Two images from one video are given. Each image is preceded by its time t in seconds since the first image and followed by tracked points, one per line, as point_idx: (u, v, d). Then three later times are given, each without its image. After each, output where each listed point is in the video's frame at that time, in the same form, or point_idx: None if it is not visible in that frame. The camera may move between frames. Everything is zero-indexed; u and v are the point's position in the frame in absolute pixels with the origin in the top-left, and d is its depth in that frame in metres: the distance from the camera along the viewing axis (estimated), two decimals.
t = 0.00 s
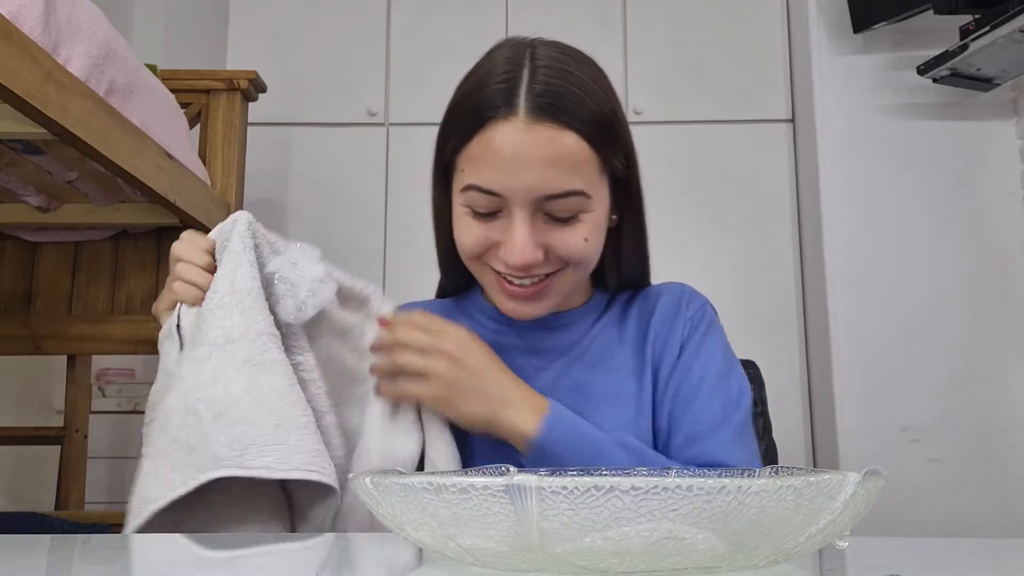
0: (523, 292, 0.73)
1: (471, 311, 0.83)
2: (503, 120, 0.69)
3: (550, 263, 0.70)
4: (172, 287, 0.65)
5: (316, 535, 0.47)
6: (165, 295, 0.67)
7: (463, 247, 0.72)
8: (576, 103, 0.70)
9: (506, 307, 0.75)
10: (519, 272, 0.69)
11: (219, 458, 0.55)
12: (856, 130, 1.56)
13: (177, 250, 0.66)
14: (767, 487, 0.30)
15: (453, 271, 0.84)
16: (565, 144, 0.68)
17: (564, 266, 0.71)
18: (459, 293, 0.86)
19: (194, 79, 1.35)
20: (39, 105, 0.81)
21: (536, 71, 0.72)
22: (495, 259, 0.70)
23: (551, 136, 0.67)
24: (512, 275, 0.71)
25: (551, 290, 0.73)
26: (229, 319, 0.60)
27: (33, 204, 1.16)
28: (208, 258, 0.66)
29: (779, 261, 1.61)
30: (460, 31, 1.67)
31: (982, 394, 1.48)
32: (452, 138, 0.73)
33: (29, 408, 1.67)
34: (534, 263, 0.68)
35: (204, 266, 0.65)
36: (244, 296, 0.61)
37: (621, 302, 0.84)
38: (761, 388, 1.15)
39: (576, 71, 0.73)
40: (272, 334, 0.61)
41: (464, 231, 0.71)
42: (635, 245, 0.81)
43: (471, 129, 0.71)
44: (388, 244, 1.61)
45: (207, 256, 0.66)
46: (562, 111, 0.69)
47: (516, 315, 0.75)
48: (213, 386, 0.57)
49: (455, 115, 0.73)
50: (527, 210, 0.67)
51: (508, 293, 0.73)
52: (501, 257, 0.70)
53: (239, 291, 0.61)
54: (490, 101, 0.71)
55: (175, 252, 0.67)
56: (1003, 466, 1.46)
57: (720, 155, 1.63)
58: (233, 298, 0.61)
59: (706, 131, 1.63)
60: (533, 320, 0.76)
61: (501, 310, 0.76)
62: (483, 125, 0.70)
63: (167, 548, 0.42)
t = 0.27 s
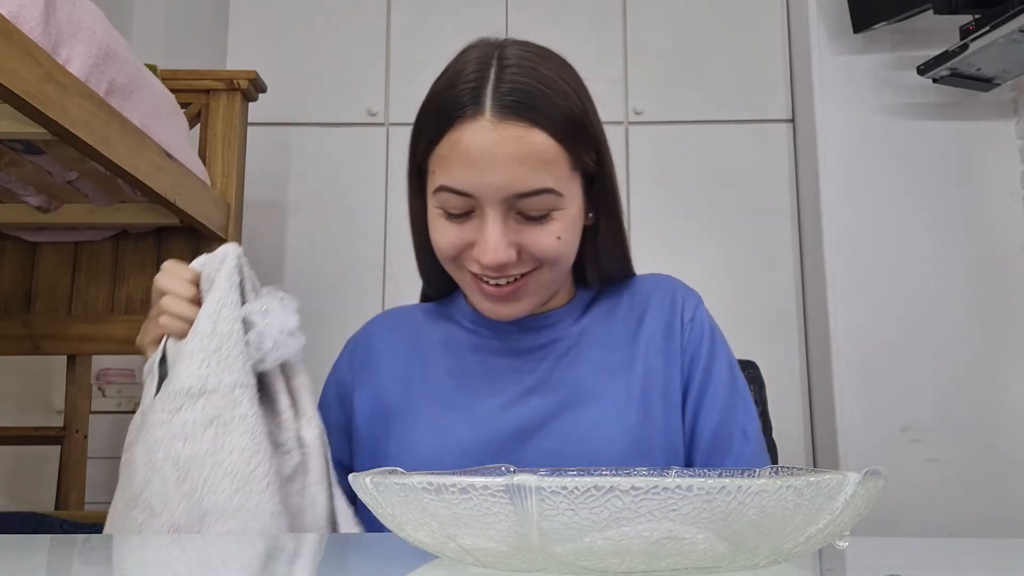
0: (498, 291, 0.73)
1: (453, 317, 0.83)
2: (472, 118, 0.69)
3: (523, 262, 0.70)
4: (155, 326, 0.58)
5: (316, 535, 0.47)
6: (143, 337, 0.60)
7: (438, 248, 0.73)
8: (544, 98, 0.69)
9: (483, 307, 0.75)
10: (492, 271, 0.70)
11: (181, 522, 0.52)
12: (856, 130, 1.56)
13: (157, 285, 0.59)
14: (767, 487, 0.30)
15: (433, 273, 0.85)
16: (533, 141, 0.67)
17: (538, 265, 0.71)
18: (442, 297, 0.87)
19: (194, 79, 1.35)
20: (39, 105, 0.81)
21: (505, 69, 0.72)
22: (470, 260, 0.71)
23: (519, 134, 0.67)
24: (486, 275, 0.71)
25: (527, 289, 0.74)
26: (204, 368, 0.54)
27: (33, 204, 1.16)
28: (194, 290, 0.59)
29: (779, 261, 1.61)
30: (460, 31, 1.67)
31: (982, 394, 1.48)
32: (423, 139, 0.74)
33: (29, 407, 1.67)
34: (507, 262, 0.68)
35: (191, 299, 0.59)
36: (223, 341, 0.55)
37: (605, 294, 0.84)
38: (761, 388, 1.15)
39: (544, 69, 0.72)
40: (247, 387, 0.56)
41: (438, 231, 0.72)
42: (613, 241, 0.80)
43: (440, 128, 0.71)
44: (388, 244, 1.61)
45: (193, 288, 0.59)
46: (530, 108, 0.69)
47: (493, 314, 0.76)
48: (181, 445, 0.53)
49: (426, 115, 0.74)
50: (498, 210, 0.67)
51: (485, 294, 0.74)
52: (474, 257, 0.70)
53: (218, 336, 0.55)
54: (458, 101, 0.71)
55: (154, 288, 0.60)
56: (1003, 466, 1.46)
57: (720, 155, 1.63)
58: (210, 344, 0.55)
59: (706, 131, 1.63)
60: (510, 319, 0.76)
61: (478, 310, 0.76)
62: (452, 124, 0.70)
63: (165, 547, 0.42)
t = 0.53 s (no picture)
0: (487, 294, 0.73)
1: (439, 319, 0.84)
2: (462, 118, 0.69)
3: (512, 265, 0.70)
4: (141, 353, 0.61)
5: (314, 534, 0.47)
6: (128, 361, 0.63)
7: (428, 250, 0.72)
8: (534, 98, 0.70)
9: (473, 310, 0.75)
10: (480, 274, 0.69)
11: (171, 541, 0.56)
12: (856, 130, 1.56)
13: (138, 313, 0.63)
14: (767, 487, 0.30)
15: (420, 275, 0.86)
16: (524, 142, 0.67)
17: (528, 269, 0.71)
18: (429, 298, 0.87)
19: (194, 79, 1.35)
20: (39, 105, 0.81)
21: (495, 69, 0.72)
22: (459, 263, 0.70)
23: (508, 135, 0.67)
24: (475, 278, 0.71)
25: (516, 293, 0.73)
26: (187, 396, 0.59)
27: (33, 204, 1.15)
28: (175, 316, 0.63)
29: (779, 261, 1.61)
30: (461, 31, 1.67)
31: (982, 394, 1.48)
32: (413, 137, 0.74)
33: (29, 408, 1.67)
34: (496, 264, 0.68)
35: (173, 327, 0.63)
36: (205, 369, 0.60)
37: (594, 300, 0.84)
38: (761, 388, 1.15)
39: (534, 69, 0.72)
40: (228, 414, 0.60)
41: (428, 233, 0.71)
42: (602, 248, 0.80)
43: (430, 128, 0.71)
44: (388, 244, 1.61)
45: (175, 315, 0.63)
46: (521, 108, 0.69)
47: (484, 317, 0.75)
48: (167, 472, 0.57)
49: (415, 116, 0.74)
50: (488, 211, 0.67)
51: (475, 298, 0.74)
52: (463, 259, 0.69)
53: (200, 364, 0.60)
54: (448, 99, 0.71)
55: (135, 315, 0.63)
56: (1003, 466, 1.46)
57: (720, 155, 1.63)
58: (192, 371, 0.59)
59: (706, 131, 1.63)
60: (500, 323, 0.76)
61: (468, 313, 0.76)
62: (442, 124, 0.70)
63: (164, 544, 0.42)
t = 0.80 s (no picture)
0: (487, 297, 0.72)
1: (435, 320, 0.84)
2: (465, 118, 0.69)
3: (512, 267, 0.70)
4: (147, 359, 0.59)
5: (315, 534, 0.48)
6: (128, 367, 0.61)
7: (428, 252, 0.72)
8: (537, 99, 0.70)
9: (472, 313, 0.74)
10: (479, 275, 0.69)
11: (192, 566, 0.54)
12: (856, 130, 1.56)
13: (147, 318, 0.61)
14: (767, 487, 0.30)
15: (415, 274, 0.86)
16: (527, 143, 0.67)
17: (528, 272, 0.71)
18: (424, 297, 0.88)
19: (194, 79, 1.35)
20: (39, 106, 0.81)
21: (498, 70, 0.72)
22: (459, 265, 0.70)
23: (511, 135, 0.67)
24: (475, 280, 0.70)
25: (516, 297, 0.73)
26: (207, 414, 0.57)
27: (34, 204, 1.16)
28: (185, 325, 0.62)
29: (779, 261, 1.61)
30: (461, 31, 1.67)
31: (982, 394, 1.48)
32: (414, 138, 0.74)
33: (29, 408, 1.67)
34: (497, 266, 0.67)
35: (182, 336, 0.61)
36: (222, 386, 0.59)
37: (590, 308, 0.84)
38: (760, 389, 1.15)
39: (537, 70, 0.73)
40: (247, 432, 0.59)
41: (428, 235, 0.71)
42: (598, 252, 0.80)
43: (432, 128, 0.71)
44: (388, 244, 1.61)
45: (185, 325, 0.61)
46: (524, 109, 0.69)
47: (483, 321, 0.75)
48: (190, 493, 0.55)
49: (416, 116, 0.74)
50: (490, 211, 0.66)
51: (474, 301, 0.73)
52: (464, 260, 0.69)
53: (217, 380, 0.59)
54: (450, 99, 0.71)
55: (143, 319, 0.61)
56: (1003, 466, 1.46)
57: (719, 155, 1.63)
58: (211, 389, 0.58)
59: (706, 131, 1.63)
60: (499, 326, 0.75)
61: (467, 316, 0.75)
62: (444, 124, 0.70)
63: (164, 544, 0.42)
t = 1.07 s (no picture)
0: (490, 302, 0.72)
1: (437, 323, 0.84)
2: (470, 123, 0.69)
3: (517, 273, 0.70)
4: (158, 369, 0.60)
5: (315, 535, 0.48)
6: (139, 374, 0.62)
7: (432, 258, 0.72)
8: (542, 104, 0.70)
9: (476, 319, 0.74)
10: (483, 281, 0.69)
11: None
12: (856, 130, 1.56)
13: (160, 327, 0.61)
14: (767, 487, 0.30)
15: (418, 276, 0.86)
16: (532, 148, 0.67)
17: (533, 278, 0.71)
18: (427, 299, 0.88)
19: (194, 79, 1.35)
20: (40, 106, 0.81)
21: (503, 75, 0.73)
22: (464, 271, 0.70)
23: (517, 141, 0.67)
24: (479, 285, 0.70)
25: (520, 303, 0.73)
26: (221, 429, 0.57)
27: (34, 204, 1.16)
28: (197, 335, 0.62)
29: (779, 261, 1.61)
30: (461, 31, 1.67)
31: (981, 394, 1.48)
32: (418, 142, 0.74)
33: (29, 407, 1.67)
34: (501, 271, 0.67)
35: (194, 347, 0.61)
36: (236, 400, 0.59)
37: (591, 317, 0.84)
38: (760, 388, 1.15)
39: (542, 76, 0.73)
40: (261, 446, 0.59)
41: (432, 240, 0.71)
42: (604, 258, 0.79)
43: (437, 131, 0.72)
44: (388, 244, 1.61)
45: (198, 335, 0.62)
46: (529, 114, 0.69)
47: (486, 326, 0.75)
48: (205, 509, 0.55)
49: (421, 120, 0.74)
50: (494, 217, 0.66)
51: (478, 306, 0.73)
52: (469, 265, 0.69)
53: (231, 394, 0.58)
54: (455, 103, 0.71)
55: (156, 328, 0.62)
56: (1003, 465, 1.46)
57: (720, 155, 1.63)
58: (224, 403, 0.58)
59: (706, 131, 1.63)
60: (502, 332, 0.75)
61: (470, 321, 0.75)
62: (449, 128, 0.70)
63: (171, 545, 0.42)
